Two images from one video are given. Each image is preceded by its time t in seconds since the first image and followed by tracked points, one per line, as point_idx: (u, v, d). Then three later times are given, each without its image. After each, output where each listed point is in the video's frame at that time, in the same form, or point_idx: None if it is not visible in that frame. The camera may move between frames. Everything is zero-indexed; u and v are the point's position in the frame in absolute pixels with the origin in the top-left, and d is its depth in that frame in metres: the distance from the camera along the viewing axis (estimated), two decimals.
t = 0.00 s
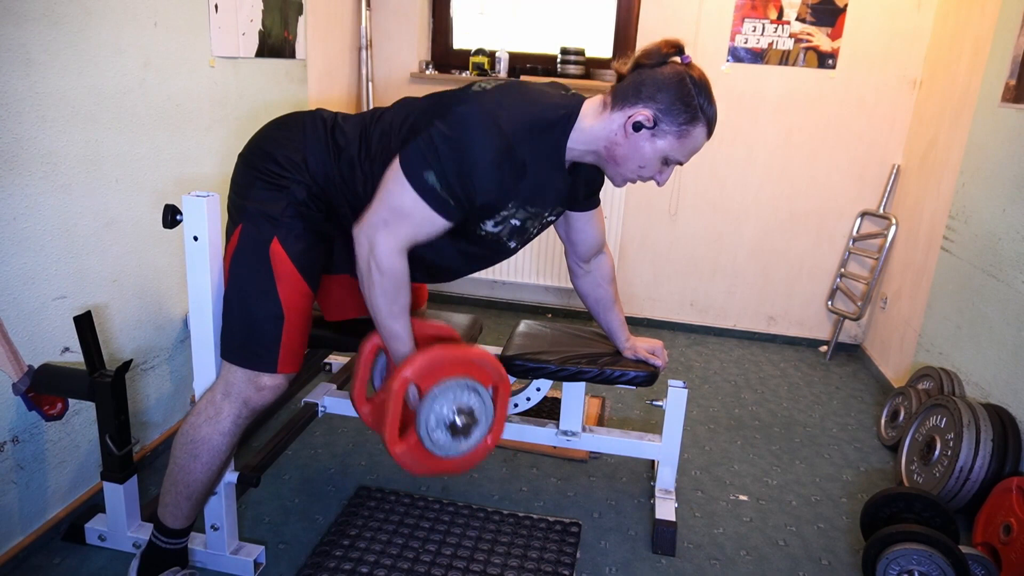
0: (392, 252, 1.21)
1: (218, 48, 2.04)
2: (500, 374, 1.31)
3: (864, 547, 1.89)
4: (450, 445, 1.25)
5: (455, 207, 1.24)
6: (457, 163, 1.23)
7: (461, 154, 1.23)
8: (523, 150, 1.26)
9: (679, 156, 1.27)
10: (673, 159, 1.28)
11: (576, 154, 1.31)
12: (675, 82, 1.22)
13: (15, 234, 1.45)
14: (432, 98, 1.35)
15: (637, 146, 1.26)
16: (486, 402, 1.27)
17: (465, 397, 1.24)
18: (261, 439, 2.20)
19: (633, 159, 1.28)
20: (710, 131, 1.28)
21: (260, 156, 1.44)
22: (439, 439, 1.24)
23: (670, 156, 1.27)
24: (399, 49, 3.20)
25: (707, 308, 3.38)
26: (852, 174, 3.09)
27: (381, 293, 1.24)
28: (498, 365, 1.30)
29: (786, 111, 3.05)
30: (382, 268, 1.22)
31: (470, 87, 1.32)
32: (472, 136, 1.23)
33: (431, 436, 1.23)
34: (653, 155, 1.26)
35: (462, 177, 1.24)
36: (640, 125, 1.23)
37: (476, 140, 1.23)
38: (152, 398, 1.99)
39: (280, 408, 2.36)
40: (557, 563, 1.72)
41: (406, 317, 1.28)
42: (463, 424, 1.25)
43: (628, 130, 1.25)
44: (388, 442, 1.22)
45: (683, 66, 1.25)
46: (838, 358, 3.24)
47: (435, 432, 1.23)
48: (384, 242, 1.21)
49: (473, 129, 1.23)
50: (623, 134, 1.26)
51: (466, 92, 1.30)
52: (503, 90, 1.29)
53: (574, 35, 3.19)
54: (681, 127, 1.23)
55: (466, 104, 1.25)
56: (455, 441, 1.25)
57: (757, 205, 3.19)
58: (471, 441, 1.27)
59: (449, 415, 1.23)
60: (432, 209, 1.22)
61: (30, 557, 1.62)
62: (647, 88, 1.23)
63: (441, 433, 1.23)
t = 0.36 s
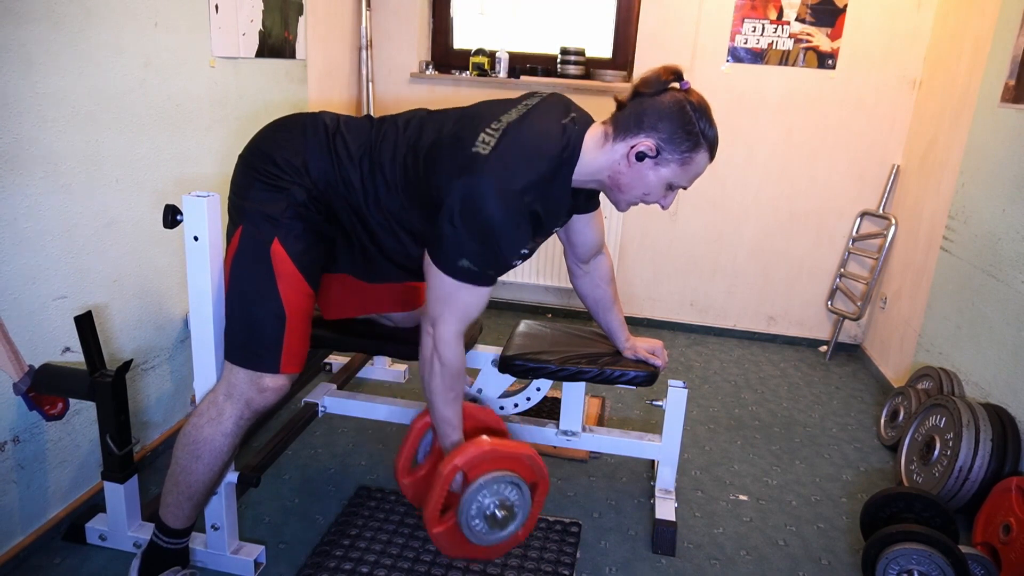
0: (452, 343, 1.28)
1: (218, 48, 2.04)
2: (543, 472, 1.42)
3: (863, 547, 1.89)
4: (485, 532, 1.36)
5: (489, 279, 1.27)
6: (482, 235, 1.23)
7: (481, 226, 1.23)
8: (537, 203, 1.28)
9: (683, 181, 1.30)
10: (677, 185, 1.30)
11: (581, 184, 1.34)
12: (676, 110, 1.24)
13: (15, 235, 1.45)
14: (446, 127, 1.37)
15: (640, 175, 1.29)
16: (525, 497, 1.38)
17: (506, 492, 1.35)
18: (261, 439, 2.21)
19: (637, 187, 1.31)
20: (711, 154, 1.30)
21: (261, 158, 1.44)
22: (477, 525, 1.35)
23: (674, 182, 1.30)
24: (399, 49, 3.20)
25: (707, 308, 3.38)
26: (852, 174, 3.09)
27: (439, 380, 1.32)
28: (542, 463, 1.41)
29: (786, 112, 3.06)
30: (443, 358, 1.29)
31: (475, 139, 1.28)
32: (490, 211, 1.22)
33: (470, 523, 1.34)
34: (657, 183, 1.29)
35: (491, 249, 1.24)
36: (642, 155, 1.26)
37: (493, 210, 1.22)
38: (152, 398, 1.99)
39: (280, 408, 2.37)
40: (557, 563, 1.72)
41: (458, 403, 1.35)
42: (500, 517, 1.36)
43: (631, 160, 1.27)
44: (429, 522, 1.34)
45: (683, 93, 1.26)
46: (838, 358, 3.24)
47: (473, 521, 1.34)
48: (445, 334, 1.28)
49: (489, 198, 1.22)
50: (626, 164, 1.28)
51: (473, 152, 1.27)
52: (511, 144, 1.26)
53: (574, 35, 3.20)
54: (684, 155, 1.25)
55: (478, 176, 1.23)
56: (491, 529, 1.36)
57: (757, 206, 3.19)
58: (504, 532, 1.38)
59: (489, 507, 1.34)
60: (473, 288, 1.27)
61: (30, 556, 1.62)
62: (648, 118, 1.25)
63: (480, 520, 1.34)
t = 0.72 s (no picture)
0: (483, 379, 1.38)
1: (218, 48, 2.04)
2: (567, 511, 1.54)
3: (864, 547, 1.89)
4: (512, 561, 1.45)
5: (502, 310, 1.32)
6: (491, 270, 1.26)
7: (485, 263, 1.25)
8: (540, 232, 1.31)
9: (675, 198, 1.31)
10: (669, 202, 1.31)
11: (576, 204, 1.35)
12: (664, 130, 1.25)
13: (15, 235, 1.45)
14: (445, 143, 1.39)
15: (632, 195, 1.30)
16: (550, 532, 1.49)
17: (537, 524, 1.45)
18: (261, 439, 2.21)
19: (630, 206, 1.32)
20: (702, 169, 1.31)
21: (261, 158, 1.44)
22: (506, 554, 1.44)
23: (666, 199, 1.31)
24: (399, 48, 3.20)
25: (707, 308, 3.38)
26: (853, 174, 3.09)
27: (470, 413, 1.42)
28: (569, 502, 1.53)
29: (786, 112, 3.05)
30: (473, 393, 1.39)
31: (473, 172, 1.29)
32: (495, 248, 1.24)
33: (500, 550, 1.43)
34: (649, 202, 1.30)
35: (502, 285, 1.28)
36: (633, 176, 1.27)
37: (494, 245, 1.24)
38: (152, 398, 1.99)
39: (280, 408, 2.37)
40: (557, 563, 1.72)
41: (487, 438, 1.46)
42: (528, 547, 1.46)
43: (622, 181, 1.28)
44: (461, 547, 1.41)
45: (671, 111, 1.27)
46: (838, 358, 3.24)
47: (503, 549, 1.43)
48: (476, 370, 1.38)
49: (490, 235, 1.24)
50: (618, 184, 1.29)
51: (472, 189, 1.27)
52: (510, 175, 1.27)
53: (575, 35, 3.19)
54: (674, 174, 1.26)
55: (481, 215, 1.24)
56: (517, 558, 1.46)
57: (757, 206, 3.19)
58: (529, 563, 1.47)
59: (520, 537, 1.44)
60: (492, 320, 1.33)
61: (30, 557, 1.62)
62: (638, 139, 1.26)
63: (509, 549, 1.44)
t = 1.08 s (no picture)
0: (432, 316, 1.24)
1: (218, 48, 2.04)
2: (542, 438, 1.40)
3: (864, 547, 1.89)
4: (486, 492, 1.27)
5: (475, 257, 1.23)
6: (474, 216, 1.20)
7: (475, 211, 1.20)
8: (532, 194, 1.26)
9: (674, 169, 1.29)
10: (669, 172, 1.30)
11: (574, 173, 1.32)
12: (666, 98, 1.24)
13: (15, 234, 1.45)
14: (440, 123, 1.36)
15: (632, 162, 1.28)
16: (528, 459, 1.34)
17: (505, 447, 1.29)
18: (261, 439, 2.21)
19: (629, 175, 1.30)
20: (702, 141, 1.30)
21: (257, 156, 1.44)
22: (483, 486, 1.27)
23: (665, 169, 1.29)
24: (399, 48, 3.19)
25: (707, 308, 3.38)
26: (852, 174, 3.09)
27: (420, 354, 1.27)
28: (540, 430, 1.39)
29: (786, 111, 3.05)
30: (420, 328, 1.25)
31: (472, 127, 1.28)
32: (486, 195, 1.20)
33: (470, 480, 1.26)
34: (649, 170, 1.28)
35: (483, 232, 1.21)
36: (634, 142, 1.26)
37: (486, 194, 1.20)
38: (152, 398, 1.99)
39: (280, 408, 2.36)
40: (557, 563, 1.72)
41: (444, 374, 1.31)
42: (500, 474, 1.28)
43: (623, 147, 1.27)
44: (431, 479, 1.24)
45: (673, 81, 1.27)
46: (838, 358, 3.24)
47: (475, 478, 1.26)
48: (424, 306, 1.24)
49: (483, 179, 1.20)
50: (618, 151, 1.28)
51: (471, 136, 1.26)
52: (507, 134, 1.25)
53: (574, 35, 3.19)
54: (675, 141, 1.25)
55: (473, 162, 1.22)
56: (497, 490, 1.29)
57: (757, 205, 3.19)
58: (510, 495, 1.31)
59: (491, 464, 1.27)
60: (457, 265, 1.23)
61: (30, 557, 1.62)
62: (640, 106, 1.25)
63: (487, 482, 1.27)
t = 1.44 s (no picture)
0: (375, 153, 1.22)
1: (218, 48, 2.04)
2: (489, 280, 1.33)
3: (864, 547, 1.89)
4: (427, 333, 1.25)
5: (449, 136, 1.23)
6: (462, 97, 1.21)
7: (471, 112, 1.21)
8: (524, 111, 1.25)
9: (684, 145, 1.29)
10: (678, 148, 1.29)
11: (585, 135, 1.31)
12: (686, 71, 1.24)
13: (15, 234, 1.45)
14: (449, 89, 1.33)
15: (643, 132, 1.27)
16: (472, 300, 1.30)
17: (447, 287, 1.25)
18: (262, 439, 2.21)
19: (639, 144, 1.29)
20: (715, 123, 1.29)
21: (264, 155, 1.44)
22: (422, 327, 1.24)
23: (675, 144, 1.28)
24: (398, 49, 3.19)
25: (707, 308, 3.38)
26: (852, 174, 3.09)
27: (361, 188, 1.24)
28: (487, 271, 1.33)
29: (786, 111, 3.05)
30: (367, 160, 1.23)
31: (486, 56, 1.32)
32: (485, 99, 1.21)
33: (408, 322, 1.23)
34: (658, 142, 1.27)
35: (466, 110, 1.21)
36: (648, 111, 1.24)
37: (485, 104, 1.21)
38: (152, 398, 1.99)
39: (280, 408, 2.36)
40: (557, 563, 1.72)
41: (385, 219, 1.28)
42: (443, 314, 1.25)
43: (636, 115, 1.26)
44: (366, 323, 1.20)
45: (696, 57, 1.26)
46: (838, 358, 3.24)
47: (416, 321, 1.23)
48: (369, 146, 1.22)
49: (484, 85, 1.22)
50: (631, 120, 1.26)
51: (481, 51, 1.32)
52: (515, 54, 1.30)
53: (574, 35, 3.19)
54: (688, 116, 1.24)
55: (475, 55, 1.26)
56: (438, 332, 1.26)
57: (757, 205, 3.19)
58: (452, 334, 1.27)
59: (431, 301, 1.24)
60: (426, 132, 1.22)
61: (30, 557, 1.62)
62: (659, 75, 1.24)
63: (425, 322, 1.24)
